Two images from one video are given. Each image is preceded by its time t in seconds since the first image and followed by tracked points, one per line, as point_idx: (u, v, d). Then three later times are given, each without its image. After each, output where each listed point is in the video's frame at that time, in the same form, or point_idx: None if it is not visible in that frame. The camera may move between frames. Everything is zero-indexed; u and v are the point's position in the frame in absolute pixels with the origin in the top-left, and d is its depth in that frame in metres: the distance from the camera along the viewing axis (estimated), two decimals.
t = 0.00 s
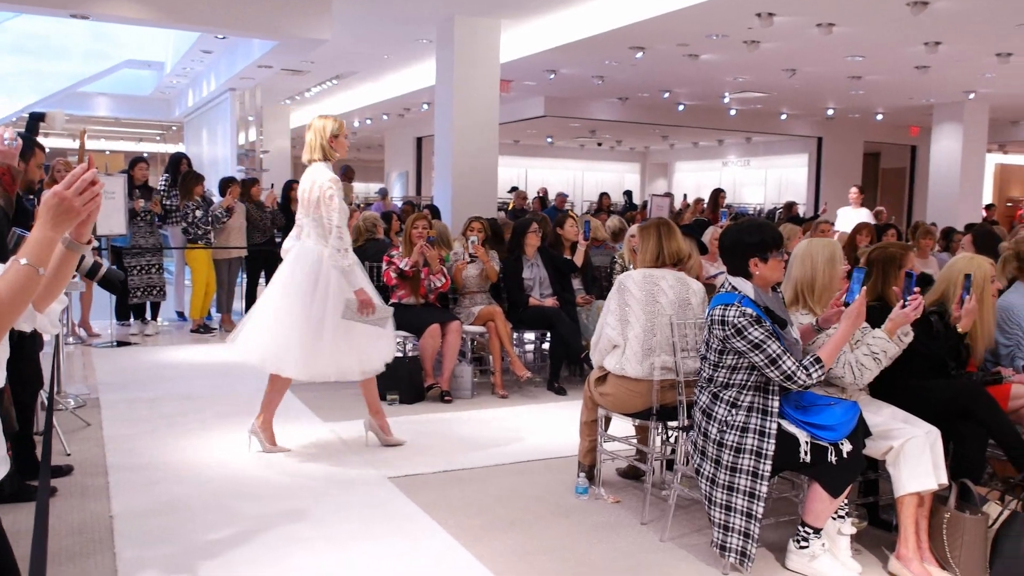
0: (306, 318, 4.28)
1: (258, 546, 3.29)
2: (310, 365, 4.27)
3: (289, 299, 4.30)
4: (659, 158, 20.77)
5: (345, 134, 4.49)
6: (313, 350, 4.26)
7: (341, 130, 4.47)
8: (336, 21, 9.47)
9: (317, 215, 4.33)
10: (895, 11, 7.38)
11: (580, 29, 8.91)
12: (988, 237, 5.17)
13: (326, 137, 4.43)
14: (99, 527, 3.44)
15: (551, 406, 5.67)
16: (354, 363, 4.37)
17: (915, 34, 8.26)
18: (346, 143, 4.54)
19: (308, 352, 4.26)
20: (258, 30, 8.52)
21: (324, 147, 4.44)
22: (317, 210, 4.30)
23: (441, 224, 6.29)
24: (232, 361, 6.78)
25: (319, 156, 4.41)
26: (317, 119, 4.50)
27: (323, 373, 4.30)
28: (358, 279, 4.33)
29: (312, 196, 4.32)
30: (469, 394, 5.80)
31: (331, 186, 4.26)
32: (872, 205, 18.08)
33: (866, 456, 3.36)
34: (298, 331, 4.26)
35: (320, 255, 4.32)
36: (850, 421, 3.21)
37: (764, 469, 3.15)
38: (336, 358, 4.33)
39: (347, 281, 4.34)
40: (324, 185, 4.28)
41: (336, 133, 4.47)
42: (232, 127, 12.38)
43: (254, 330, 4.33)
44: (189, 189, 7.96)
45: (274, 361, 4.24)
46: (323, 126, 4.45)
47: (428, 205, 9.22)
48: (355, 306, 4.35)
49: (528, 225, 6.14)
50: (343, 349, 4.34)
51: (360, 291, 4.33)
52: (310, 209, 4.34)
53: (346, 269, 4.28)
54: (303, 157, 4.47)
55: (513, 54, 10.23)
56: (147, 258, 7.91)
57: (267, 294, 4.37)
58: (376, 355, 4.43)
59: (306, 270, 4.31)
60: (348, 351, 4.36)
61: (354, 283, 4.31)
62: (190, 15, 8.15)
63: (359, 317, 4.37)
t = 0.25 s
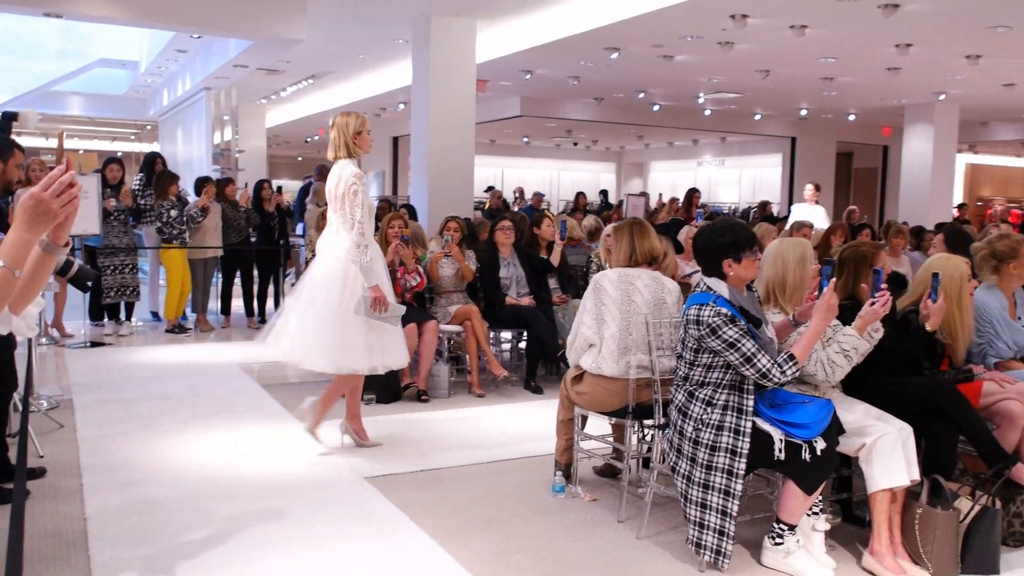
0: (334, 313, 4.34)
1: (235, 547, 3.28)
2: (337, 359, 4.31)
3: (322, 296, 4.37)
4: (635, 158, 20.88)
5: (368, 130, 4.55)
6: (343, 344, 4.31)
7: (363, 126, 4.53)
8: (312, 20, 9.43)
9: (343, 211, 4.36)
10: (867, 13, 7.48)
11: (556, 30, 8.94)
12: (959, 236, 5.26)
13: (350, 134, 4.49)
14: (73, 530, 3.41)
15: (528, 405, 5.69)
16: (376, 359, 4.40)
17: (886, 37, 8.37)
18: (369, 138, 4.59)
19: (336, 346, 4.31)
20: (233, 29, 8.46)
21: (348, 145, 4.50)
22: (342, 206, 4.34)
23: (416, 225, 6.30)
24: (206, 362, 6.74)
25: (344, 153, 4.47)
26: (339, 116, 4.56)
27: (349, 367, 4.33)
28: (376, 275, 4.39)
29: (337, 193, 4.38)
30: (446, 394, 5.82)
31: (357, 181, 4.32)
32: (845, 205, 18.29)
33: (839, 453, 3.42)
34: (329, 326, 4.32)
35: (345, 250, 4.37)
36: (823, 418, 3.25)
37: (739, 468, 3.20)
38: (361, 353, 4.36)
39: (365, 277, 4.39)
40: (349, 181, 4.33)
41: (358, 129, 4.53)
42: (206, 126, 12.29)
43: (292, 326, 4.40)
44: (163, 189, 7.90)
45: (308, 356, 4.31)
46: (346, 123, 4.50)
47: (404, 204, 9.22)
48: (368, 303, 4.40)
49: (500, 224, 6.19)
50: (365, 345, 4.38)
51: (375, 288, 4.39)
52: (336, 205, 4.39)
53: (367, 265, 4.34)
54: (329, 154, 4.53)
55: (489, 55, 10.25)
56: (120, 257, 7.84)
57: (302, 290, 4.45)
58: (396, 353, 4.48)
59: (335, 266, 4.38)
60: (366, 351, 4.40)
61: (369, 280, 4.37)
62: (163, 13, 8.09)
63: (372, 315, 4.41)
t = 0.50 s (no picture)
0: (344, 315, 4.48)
1: (200, 553, 3.25)
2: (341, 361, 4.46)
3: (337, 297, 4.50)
4: (599, 161, 21.00)
5: (381, 139, 4.61)
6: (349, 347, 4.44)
7: (376, 135, 4.58)
8: (275, 23, 9.36)
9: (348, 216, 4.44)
10: (827, 19, 7.61)
11: (522, 34, 8.97)
12: (918, 238, 5.34)
13: (363, 143, 4.55)
14: (32, 537, 3.35)
15: (495, 408, 5.70)
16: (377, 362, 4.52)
17: (846, 42, 8.53)
18: (382, 148, 4.66)
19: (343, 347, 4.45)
20: (196, 30, 8.37)
21: (360, 154, 4.56)
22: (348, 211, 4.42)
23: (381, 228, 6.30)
24: (169, 366, 6.65)
25: (355, 162, 4.53)
26: (355, 123, 4.63)
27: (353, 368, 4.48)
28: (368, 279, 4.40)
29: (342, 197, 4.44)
30: (412, 397, 5.80)
31: (363, 189, 4.39)
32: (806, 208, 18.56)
33: (802, 453, 3.46)
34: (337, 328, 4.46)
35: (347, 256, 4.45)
36: (786, 420, 3.30)
37: (703, 470, 3.23)
38: (362, 355, 4.50)
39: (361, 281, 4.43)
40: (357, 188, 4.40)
41: (372, 139, 4.59)
42: (168, 128, 12.13)
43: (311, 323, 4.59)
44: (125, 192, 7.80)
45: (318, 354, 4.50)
46: (360, 131, 4.57)
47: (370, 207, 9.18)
48: (353, 310, 4.46)
49: (464, 227, 6.22)
50: (366, 348, 4.50)
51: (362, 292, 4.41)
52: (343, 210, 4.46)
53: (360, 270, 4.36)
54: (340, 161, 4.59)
55: (455, 58, 10.25)
56: (80, 261, 7.71)
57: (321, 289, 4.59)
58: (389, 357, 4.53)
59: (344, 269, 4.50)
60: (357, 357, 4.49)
61: (356, 287, 4.44)
62: (125, 14, 7.98)
63: (355, 322, 4.47)
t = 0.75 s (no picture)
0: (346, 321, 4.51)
1: (147, 567, 3.16)
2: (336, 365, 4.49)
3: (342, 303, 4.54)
4: (552, 166, 21.10)
5: (385, 150, 4.58)
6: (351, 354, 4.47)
7: (380, 147, 4.55)
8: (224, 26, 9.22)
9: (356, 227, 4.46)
10: (775, 28, 7.75)
11: (475, 40, 8.96)
12: (864, 244, 5.45)
13: (367, 154, 4.52)
14: None
15: (450, 414, 5.67)
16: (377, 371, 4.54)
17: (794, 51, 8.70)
18: (385, 158, 4.63)
19: (345, 354, 4.49)
20: (142, 33, 8.20)
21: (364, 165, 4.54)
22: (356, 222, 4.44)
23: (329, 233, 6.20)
24: (113, 376, 6.48)
25: (359, 174, 4.53)
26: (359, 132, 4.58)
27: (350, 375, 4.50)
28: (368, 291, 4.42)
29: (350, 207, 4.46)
30: (364, 405, 5.74)
31: (370, 201, 4.39)
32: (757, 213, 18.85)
33: (754, 457, 3.51)
34: (340, 335, 4.50)
35: (352, 266, 4.46)
36: (738, 424, 3.34)
37: (657, 475, 3.25)
38: (365, 362, 4.53)
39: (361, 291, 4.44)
40: (364, 200, 4.41)
41: (375, 150, 4.56)
42: (113, 133, 11.86)
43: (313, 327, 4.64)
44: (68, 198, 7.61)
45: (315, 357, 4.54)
46: (364, 141, 4.54)
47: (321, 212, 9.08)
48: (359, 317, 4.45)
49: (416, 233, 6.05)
50: (372, 355, 4.53)
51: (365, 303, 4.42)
52: (350, 220, 4.48)
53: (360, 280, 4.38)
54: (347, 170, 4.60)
55: (407, 64, 10.20)
56: (18, 269, 7.51)
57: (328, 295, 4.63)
58: (389, 367, 4.56)
59: (350, 278, 4.52)
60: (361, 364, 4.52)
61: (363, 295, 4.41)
62: (68, 16, 7.77)
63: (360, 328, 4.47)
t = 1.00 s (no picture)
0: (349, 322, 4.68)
1: None
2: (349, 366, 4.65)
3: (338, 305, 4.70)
4: (492, 173, 21.10)
5: (372, 150, 4.69)
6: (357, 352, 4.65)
7: (367, 147, 4.66)
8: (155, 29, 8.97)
9: (349, 225, 4.62)
10: (712, 37, 7.88)
11: (414, 46, 8.90)
12: (800, 251, 5.57)
13: (355, 153, 4.61)
14: None
15: (391, 424, 5.59)
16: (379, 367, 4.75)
17: (729, 60, 8.86)
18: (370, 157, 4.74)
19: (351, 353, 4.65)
20: (68, 34, 7.92)
21: (353, 164, 4.63)
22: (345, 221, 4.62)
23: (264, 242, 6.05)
24: (37, 389, 6.22)
25: (349, 173, 4.61)
26: (344, 133, 4.65)
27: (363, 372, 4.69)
28: (387, 287, 4.52)
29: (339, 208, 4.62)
30: (303, 415, 5.62)
31: (364, 203, 4.53)
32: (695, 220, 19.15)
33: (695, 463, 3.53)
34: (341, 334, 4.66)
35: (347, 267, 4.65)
36: (678, 431, 3.35)
37: (599, 482, 3.24)
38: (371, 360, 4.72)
39: (376, 289, 4.54)
40: (357, 200, 4.54)
41: (362, 149, 4.65)
42: (37, 137, 11.43)
43: (309, 332, 4.76)
44: None
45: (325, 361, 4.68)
46: (352, 142, 4.62)
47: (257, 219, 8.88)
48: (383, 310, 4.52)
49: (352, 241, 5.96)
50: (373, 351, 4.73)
51: (388, 298, 4.51)
52: (341, 219, 4.64)
53: (377, 277, 4.47)
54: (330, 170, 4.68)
55: (345, 69, 10.08)
56: None
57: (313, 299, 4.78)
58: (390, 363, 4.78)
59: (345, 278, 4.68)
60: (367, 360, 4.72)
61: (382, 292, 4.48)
62: None
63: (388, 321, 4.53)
